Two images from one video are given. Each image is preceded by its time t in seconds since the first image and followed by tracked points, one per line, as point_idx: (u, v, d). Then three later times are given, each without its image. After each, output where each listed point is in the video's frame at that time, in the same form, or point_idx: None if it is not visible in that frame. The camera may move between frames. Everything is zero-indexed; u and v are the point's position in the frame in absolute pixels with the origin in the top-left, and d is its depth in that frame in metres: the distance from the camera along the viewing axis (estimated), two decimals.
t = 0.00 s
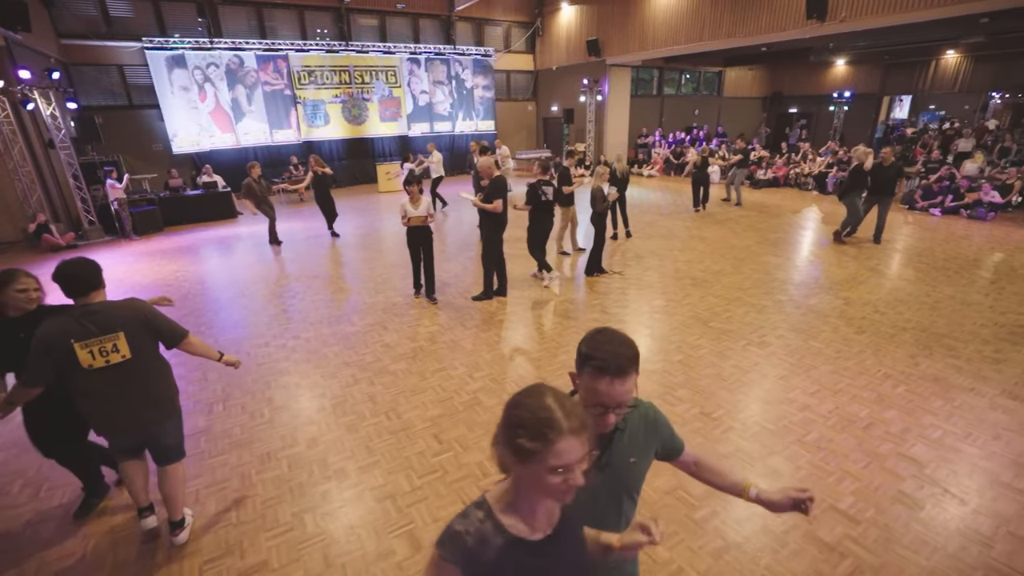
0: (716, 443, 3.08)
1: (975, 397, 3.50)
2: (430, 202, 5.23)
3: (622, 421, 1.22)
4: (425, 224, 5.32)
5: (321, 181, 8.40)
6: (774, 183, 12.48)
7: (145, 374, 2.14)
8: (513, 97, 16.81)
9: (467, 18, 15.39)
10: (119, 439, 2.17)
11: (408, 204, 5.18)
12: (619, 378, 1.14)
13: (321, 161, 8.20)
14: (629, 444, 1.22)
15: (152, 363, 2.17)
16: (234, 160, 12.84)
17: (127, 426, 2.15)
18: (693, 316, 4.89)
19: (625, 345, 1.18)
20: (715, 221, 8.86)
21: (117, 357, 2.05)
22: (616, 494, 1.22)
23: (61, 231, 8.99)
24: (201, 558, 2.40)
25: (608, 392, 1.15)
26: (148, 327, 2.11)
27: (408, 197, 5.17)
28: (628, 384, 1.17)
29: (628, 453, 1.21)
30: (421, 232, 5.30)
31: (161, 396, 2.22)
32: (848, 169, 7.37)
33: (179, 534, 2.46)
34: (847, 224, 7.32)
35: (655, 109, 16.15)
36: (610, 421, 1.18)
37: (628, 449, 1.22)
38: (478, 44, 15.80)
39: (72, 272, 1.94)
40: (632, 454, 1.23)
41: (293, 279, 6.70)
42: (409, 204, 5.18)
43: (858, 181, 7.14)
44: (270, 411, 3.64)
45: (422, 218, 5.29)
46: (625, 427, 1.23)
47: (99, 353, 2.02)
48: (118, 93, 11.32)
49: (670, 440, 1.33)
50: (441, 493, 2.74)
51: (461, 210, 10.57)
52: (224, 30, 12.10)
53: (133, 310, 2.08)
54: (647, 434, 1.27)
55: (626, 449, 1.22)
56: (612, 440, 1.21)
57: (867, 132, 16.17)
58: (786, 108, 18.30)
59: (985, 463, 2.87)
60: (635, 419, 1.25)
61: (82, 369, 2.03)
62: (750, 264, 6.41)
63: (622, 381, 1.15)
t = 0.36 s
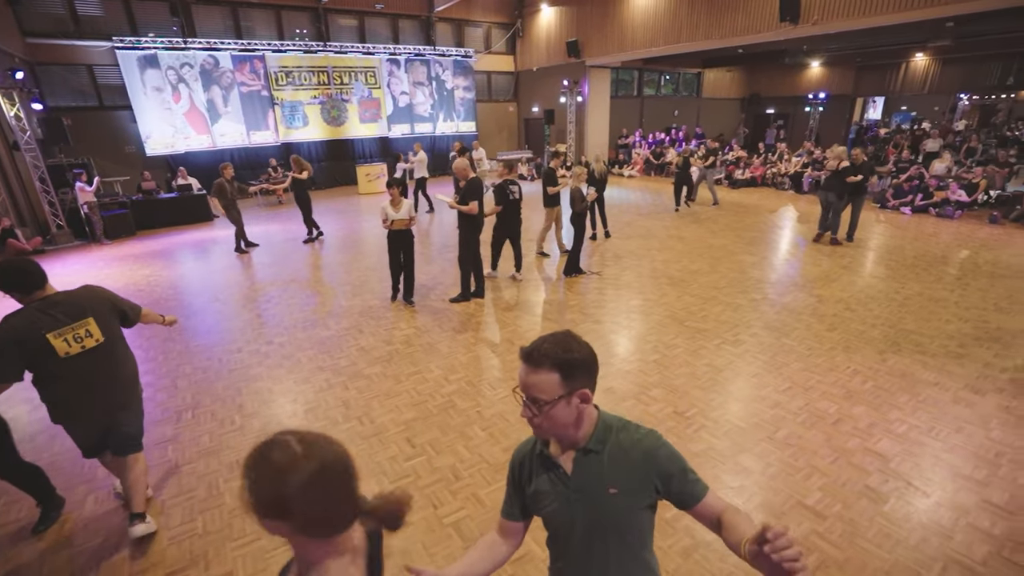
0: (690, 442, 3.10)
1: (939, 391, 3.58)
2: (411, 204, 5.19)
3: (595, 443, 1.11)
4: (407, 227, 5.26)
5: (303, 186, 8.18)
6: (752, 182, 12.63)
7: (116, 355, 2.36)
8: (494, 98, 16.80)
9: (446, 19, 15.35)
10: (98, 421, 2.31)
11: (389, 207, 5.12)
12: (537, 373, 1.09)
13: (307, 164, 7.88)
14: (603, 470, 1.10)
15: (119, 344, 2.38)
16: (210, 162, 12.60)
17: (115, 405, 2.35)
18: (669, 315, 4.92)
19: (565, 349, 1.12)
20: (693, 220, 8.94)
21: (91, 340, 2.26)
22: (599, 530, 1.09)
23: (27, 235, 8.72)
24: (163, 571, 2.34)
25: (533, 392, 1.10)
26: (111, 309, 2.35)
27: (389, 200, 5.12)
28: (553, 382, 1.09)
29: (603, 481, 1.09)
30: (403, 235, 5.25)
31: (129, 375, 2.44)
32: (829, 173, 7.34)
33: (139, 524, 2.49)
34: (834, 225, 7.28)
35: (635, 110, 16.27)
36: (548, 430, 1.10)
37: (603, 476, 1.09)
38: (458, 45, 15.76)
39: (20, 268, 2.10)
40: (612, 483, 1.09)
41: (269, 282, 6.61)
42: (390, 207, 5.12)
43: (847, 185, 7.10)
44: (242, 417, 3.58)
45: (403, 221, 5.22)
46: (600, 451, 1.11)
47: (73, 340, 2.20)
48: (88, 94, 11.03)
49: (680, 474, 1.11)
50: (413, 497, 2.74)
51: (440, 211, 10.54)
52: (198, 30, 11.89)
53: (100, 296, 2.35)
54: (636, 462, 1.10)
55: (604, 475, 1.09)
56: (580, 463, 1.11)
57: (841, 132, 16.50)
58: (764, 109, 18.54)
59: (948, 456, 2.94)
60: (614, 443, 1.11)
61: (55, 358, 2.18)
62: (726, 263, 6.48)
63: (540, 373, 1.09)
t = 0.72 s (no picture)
0: (659, 442, 3.12)
1: (902, 386, 3.67)
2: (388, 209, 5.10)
3: (551, 466, 1.06)
4: (383, 232, 5.15)
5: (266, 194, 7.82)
6: (728, 183, 12.79)
7: (75, 351, 2.51)
8: (473, 100, 16.77)
9: (424, 20, 15.27)
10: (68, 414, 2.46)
11: (365, 212, 5.01)
12: (487, 383, 1.08)
13: (269, 173, 7.45)
14: (554, 496, 1.05)
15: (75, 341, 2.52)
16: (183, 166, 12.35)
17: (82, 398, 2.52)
18: (643, 316, 4.96)
19: (520, 363, 1.09)
20: (670, 221, 9.03)
21: (54, 339, 2.39)
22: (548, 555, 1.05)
23: None
24: None
25: (485, 405, 1.08)
26: (64, 308, 2.49)
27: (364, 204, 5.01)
28: (503, 395, 1.06)
29: (553, 509, 1.05)
30: (379, 240, 5.14)
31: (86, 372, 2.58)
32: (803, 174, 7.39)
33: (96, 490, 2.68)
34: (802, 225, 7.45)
35: (613, 111, 16.39)
36: (498, 445, 1.07)
37: (554, 502, 1.04)
38: (437, 47, 15.70)
39: None
40: (562, 512, 1.05)
41: (242, 287, 6.50)
42: (367, 212, 5.01)
43: (821, 188, 7.19)
44: (208, 427, 3.50)
45: (379, 226, 5.11)
46: (553, 475, 1.05)
47: (37, 340, 2.31)
48: (54, 96, 10.72)
49: (637, 512, 1.04)
50: (381, 505, 2.71)
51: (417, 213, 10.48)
52: (169, 31, 11.64)
53: (49, 297, 2.45)
54: (590, 492, 1.04)
55: (556, 499, 1.05)
56: (536, 486, 1.07)
57: (815, 133, 16.84)
58: (740, 110, 18.85)
59: (908, 450, 3.01)
60: (570, 467, 1.05)
61: (23, 360, 2.27)
62: (701, 263, 6.55)
63: (491, 384, 1.07)
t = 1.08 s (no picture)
0: (628, 444, 3.14)
1: (865, 383, 3.76)
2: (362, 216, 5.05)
3: (483, 506, 1.04)
4: (359, 240, 5.07)
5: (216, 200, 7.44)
6: (703, 184, 12.96)
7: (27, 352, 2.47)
8: (450, 102, 16.74)
9: (400, 23, 15.20)
10: (18, 420, 2.40)
11: (340, 220, 4.93)
12: (424, 416, 1.04)
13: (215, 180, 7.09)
14: (483, 538, 1.02)
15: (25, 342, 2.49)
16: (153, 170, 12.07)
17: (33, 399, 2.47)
18: (616, 318, 4.99)
19: (460, 396, 1.05)
20: (646, 222, 9.11)
21: (8, 337, 2.35)
22: None
23: None
24: None
25: (416, 438, 1.04)
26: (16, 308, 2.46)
27: (339, 212, 4.93)
28: (439, 429, 1.02)
29: (480, 551, 1.02)
30: (354, 248, 5.06)
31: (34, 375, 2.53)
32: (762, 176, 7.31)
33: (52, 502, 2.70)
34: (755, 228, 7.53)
35: (590, 114, 16.52)
36: (428, 481, 1.02)
37: (483, 547, 1.02)
38: (413, 50, 15.64)
39: None
40: (488, 556, 1.03)
41: (212, 295, 6.37)
42: (341, 219, 4.93)
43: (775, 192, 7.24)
44: (171, 440, 3.41)
45: (355, 234, 5.03)
46: (484, 516, 1.03)
47: None
48: (15, 98, 10.37)
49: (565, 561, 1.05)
50: (347, 515, 2.68)
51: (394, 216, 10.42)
52: (137, 33, 11.37)
53: None
54: (522, 539, 1.02)
55: (485, 544, 1.02)
56: (462, 527, 1.05)
57: (788, 135, 17.18)
58: (716, 112, 19.19)
59: (870, 446, 3.08)
60: (502, 509, 1.04)
61: None
62: (675, 264, 6.62)
63: (427, 417, 1.03)
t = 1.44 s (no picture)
0: (598, 447, 3.14)
1: (831, 381, 3.84)
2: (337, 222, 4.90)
3: (398, 538, 1.04)
4: (335, 246, 4.98)
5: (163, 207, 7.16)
6: (680, 186, 13.12)
7: None
8: (429, 105, 16.70)
9: (377, 26, 15.12)
10: None
11: (314, 226, 4.83)
12: (327, 445, 1.04)
13: (161, 186, 6.84)
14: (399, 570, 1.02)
15: None
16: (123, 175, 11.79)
17: None
18: (591, 320, 5.01)
19: (368, 423, 1.04)
20: (623, 224, 9.17)
21: None
22: None
23: None
24: None
25: (319, 470, 1.04)
26: None
27: (313, 218, 4.83)
28: (344, 458, 1.03)
29: None
30: (329, 255, 4.96)
31: None
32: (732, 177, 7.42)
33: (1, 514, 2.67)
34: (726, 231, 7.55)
35: (569, 117, 16.62)
36: (333, 515, 1.03)
37: None
38: (391, 53, 15.57)
39: None
40: None
41: (182, 302, 6.22)
42: (316, 226, 4.83)
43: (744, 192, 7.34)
44: (133, 453, 3.31)
45: (330, 240, 4.94)
46: (400, 547, 1.04)
47: None
48: None
49: None
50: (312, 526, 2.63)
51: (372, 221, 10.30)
52: (104, 34, 11.10)
53: None
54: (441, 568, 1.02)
55: None
56: (376, 560, 1.04)
57: (762, 137, 17.50)
58: (692, 115, 19.49)
59: (834, 443, 3.14)
60: (418, 537, 1.04)
61: None
62: (650, 266, 6.68)
63: (331, 447, 1.03)
